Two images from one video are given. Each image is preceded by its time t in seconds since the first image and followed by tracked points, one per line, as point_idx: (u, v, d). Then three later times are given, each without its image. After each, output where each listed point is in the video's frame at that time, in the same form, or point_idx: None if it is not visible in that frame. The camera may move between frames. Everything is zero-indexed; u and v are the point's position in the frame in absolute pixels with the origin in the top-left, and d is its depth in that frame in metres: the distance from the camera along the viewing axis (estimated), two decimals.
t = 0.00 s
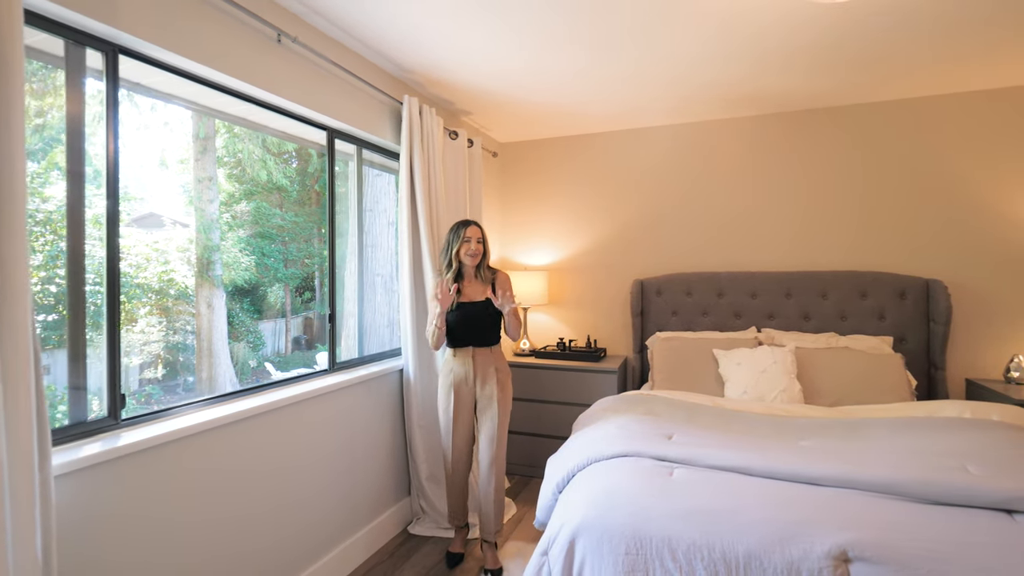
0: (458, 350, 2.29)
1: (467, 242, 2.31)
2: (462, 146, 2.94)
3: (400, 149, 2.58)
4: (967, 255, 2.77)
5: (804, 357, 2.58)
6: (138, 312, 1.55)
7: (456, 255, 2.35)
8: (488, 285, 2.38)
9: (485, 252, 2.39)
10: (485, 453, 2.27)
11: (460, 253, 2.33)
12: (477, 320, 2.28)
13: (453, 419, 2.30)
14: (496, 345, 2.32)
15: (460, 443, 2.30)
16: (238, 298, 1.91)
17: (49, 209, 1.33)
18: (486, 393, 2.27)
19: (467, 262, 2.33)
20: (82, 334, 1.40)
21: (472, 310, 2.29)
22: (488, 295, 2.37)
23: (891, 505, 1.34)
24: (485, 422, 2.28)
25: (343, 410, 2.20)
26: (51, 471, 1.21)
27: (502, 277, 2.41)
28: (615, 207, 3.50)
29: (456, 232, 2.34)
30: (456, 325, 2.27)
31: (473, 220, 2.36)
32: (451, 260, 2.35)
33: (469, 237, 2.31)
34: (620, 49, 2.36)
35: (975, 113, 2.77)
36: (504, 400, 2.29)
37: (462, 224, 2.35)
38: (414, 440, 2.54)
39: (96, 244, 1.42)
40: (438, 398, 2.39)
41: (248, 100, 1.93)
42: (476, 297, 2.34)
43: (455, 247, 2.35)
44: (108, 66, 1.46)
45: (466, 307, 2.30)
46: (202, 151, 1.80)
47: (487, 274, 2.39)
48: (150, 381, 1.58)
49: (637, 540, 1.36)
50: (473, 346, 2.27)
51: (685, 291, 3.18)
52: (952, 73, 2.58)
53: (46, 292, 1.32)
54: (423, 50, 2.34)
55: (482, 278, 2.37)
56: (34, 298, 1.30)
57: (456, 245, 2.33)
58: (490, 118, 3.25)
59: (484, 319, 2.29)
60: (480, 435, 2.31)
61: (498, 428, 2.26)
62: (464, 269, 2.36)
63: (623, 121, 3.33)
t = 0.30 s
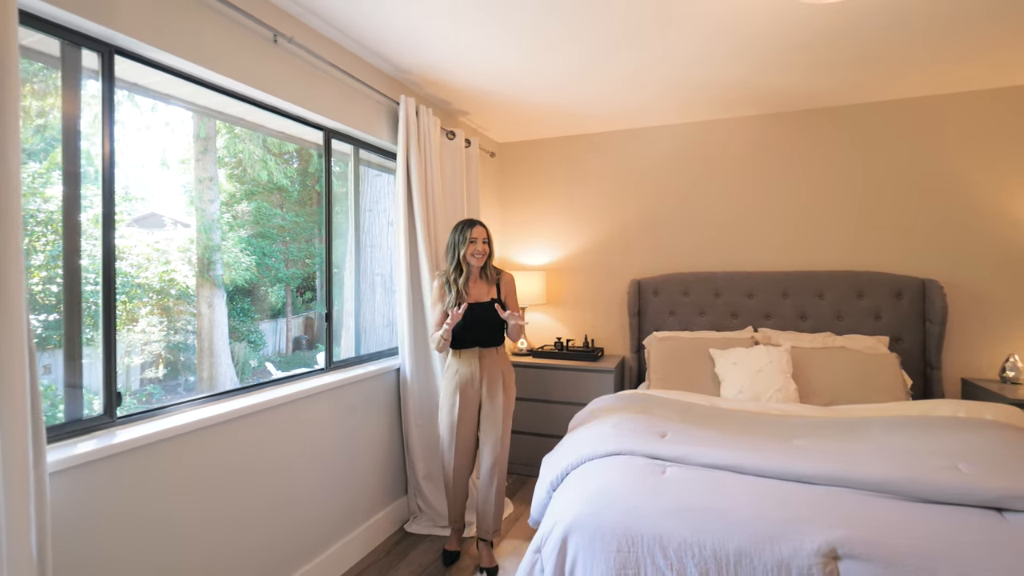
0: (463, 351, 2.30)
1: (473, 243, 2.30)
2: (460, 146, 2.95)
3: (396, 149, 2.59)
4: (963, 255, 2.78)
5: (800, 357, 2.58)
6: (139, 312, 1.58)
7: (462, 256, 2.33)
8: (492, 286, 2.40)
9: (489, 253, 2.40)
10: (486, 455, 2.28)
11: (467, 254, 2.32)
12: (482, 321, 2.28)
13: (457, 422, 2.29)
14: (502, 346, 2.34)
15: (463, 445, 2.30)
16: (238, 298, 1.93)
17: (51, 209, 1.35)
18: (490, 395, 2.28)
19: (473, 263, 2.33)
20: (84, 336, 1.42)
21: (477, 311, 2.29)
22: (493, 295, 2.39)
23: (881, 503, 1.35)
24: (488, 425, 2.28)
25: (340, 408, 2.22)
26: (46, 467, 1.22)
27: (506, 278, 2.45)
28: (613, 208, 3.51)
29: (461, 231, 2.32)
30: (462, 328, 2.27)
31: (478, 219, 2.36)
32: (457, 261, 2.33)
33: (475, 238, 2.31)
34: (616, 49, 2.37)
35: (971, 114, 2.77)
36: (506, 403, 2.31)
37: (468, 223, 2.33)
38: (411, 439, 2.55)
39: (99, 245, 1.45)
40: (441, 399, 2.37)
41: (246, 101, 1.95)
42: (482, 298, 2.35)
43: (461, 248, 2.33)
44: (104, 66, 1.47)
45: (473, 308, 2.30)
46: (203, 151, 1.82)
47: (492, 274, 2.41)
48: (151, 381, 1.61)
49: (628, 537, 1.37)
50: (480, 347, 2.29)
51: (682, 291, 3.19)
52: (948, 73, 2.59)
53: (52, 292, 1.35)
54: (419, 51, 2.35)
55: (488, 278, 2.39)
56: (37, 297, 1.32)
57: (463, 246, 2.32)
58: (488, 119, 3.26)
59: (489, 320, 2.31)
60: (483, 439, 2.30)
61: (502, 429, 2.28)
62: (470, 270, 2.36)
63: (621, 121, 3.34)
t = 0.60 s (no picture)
0: (465, 351, 2.29)
1: (473, 239, 2.29)
2: (458, 146, 2.97)
3: (394, 149, 2.60)
4: (960, 255, 2.78)
5: (795, 356, 2.59)
6: (143, 312, 1.61)
7: (462, 253, 2.33)
8: (497, 285, 2.38)
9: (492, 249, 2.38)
10: (486, 455, 2.29)
11: (467, 250, 2.31)
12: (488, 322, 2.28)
13: (457, 422, 2.28)
14: (504, 346, 2.33)
15: (463, 445, 2.31)
16: (240, 298, 1.96)
17: (53, 209, 1.37)
18: (490, 395, 2.28)
19: (474, 259, 2.32)
20: (85, 335, 1.44)
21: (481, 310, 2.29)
22: (498, 296, 2.37)
23: (869, 500, 1.36)
24: (488, 425, 2.29)
25: (339, 406, 2.24)
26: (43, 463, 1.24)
27: (509, 278, 2.42)
28: (611, 208, 3.52)
29: (461, 229, 2.33)
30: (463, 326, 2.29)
31: (478, 218, 2.37)
32: (456, 258, 2.32)
33: (474, 234, 2.30)
34: (612, 50, 2.38)
35: (967, 113, 2.78)
36: (507, 403, 2.32)
37: (468, 221, 2.34)
38: (409, 437, 2.57)
39: (100, 245, 1.47)
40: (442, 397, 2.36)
41: (244, 101, 1.96)
42: (485, 297, 2.34)
43: (460, 246, 2.32)
44: (102, 68, 1.48)
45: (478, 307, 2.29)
46: (205, 151, 1.85)
47: (495, 274, 2.37)
48: (155, 380, 1.64)
49: (620, 533, 1.39)
50: (483, 347, 2.28)
51: (679, 291, 3.20)
52: (944, 73, 2.59)
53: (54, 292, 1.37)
54: (415, 52, 2.37)
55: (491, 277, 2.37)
56: (40, 297, 1.34)
57: (462, 243, 2.31)
58: (486, 119, 3.27)
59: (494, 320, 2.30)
60: (484, 439, 2.30)
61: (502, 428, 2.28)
62: (471, 267, 2.35)
63: (619, 122, 3.35)
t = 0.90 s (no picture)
0: (463, 348, 2.31)
1: (478, 240, 2.32)
2: (457, 146, 2.99)
3: (394, 149, 2.62)
4: (960, 254, 2.78)
5: (793, 354, 2.60)
6: (149, 312, 1.64)
7: (466, 253, 2.35)
8: (496, 284, 2.39)
9: (495, 250, 2.40)
10: (484, 452, 2.31)
11: (471, 251, 2.33)
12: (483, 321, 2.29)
13: (454, 419, 2.31)
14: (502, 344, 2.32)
15: (461, 441, 2.33)
16: (245, 297, 1.99)
17: (60, 210, 1.41)
18: (487, 393, 2.30)
19: (478, 261, 2.35)
20: (90, 334, 1.47)
21: (480, 307, 2.32)
22: (497, 294, 2.38)
23: (861, 496, 1.37)
24: (485, 422, 2.31)
25: (340, 403, 2.27)
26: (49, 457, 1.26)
27: (510, 278, 2.43)
28: (610, 207, 3.53)
29: (465, 229, 2.35)
30: (461, 323, 2.31)
31: (484, 219, 2.39)
32: (461, 257, 2.35)
33: (479, 235, 2.32)
34: (610, 50, 2.40)
35: (966, 113, 2.78)
36: (505, 401, 2.33)
37: (473, 221, 2.37)
38: (409, 435, 2.59)
39: (106, 246, 1.50)
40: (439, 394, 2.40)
41: (246, 102, 1.99)
42: (485, 296, 2.35)
43: (464, 245, 2.35)
44: (105, 70, 1.51)
45: (476, 305, 2.31)
46: (210, 152, 1.88)
47: (496, 274, 2.39)
48: (160, 379, 1.67)
49: (613, 528, 1.40)
50: (481, 345, 2.29)
51: (678, 290, 3.21)
52: (942, 72, 2.59)
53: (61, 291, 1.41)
54: (414, 52, 2.39)
55: (492, 276, 2.39)
56: (47, 297, 1.38)
57: (467, 244, 2.33)
58: (485, 119, 3.29)
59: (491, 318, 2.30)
60: (481, 437, 2.33)
61: (501, 427, 2.29)
62: (475, 267, 2.37)
63: (618, 121, 3.36)
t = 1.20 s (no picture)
0: (460, 346, 2.32)
1: (473, 240, 2.32)
2: (461, 146, 3.01)
3: (398, 149, 2.65)
4: (966, 253, 2.76)
5: (796, 353, 2.59)
6: (160, 311, 1.68)
7: (461, 253, 2.35)
8: (492, 283, 2.41)
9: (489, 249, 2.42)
10: (484, 448, 2.33)
11: (467, 251, 2.34)
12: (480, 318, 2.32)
13: (451, 416, 2.31)
14: (499, 341, 2.35)
15: (457, 436, 2.34)
16: (253, 297, 2.03)
17: (73, 211, 1.45)
18: (486, 390, 2.33)
19: (473, 260, 2.36)
20: (102, 333, 1.52)
21: (477, 306, 2.33)
22: (492, 292, 2.40)
23: (856, 493, 1.38)
24: (485, 418, 2.33)
25: (345, 400, 2.30)
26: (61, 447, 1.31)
27: (505, 275, 2.45)
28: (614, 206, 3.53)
29: (461, 229, 2.35)
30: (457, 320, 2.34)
31: (478, 218, 2.38)
32: (455, 257, 2.35)
33: (474, 235, 2.32)
34: (612, 50, 2.41)
35: (972, 110, 2.75)
36: (503, 398, 2.35)
37: (468, 221, 2.35)
38: (413, 433, 2.61)
39: (117, 246, 1.54)
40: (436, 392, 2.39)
41: (253, 104, 2.02)
42: (481, 295, 2.36)
43: (460, 246, 2.34)
44: (116, 73, 1.55)
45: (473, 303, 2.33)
46: (220, 153, 1.92)
47: (492, 272, 2.41)
48: (171, 377, 1.71)
49: (611, 522, 1.42)
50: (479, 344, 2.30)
51: (682, 288, 3.21)
52: (947, 70, 2.57)
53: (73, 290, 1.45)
54: (417, 54, 2.41)
55: (487, 275, 2.40)
56: (60, 296, 1.42)
57: (462, 244, 2.33)
58: (489, 119, 3.31)
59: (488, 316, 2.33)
60: (480, 433, 2.34)
61: (500, 422, 2.32)
62: (470, 267, 2.38)
63: (622, 121, 3.36)
